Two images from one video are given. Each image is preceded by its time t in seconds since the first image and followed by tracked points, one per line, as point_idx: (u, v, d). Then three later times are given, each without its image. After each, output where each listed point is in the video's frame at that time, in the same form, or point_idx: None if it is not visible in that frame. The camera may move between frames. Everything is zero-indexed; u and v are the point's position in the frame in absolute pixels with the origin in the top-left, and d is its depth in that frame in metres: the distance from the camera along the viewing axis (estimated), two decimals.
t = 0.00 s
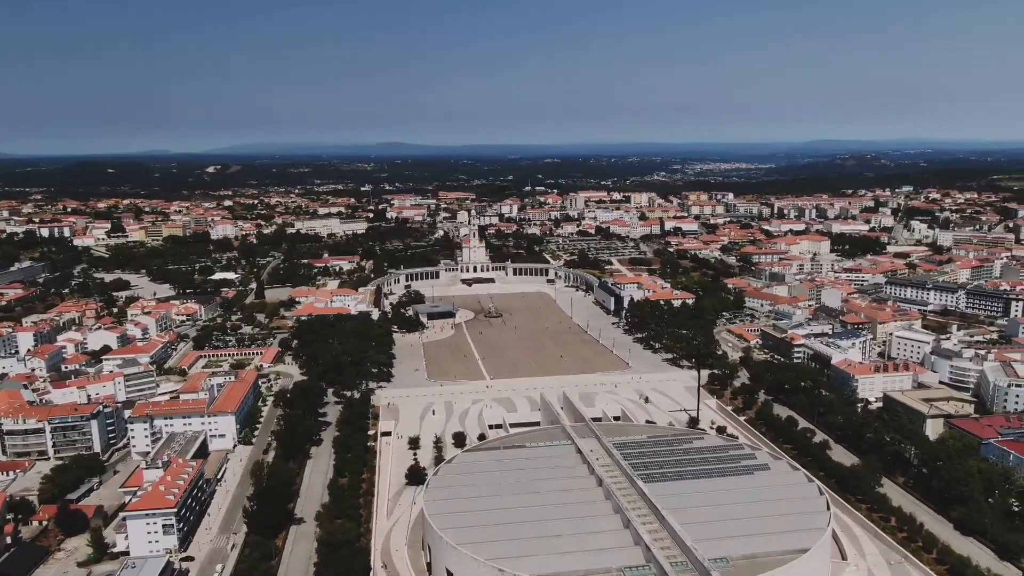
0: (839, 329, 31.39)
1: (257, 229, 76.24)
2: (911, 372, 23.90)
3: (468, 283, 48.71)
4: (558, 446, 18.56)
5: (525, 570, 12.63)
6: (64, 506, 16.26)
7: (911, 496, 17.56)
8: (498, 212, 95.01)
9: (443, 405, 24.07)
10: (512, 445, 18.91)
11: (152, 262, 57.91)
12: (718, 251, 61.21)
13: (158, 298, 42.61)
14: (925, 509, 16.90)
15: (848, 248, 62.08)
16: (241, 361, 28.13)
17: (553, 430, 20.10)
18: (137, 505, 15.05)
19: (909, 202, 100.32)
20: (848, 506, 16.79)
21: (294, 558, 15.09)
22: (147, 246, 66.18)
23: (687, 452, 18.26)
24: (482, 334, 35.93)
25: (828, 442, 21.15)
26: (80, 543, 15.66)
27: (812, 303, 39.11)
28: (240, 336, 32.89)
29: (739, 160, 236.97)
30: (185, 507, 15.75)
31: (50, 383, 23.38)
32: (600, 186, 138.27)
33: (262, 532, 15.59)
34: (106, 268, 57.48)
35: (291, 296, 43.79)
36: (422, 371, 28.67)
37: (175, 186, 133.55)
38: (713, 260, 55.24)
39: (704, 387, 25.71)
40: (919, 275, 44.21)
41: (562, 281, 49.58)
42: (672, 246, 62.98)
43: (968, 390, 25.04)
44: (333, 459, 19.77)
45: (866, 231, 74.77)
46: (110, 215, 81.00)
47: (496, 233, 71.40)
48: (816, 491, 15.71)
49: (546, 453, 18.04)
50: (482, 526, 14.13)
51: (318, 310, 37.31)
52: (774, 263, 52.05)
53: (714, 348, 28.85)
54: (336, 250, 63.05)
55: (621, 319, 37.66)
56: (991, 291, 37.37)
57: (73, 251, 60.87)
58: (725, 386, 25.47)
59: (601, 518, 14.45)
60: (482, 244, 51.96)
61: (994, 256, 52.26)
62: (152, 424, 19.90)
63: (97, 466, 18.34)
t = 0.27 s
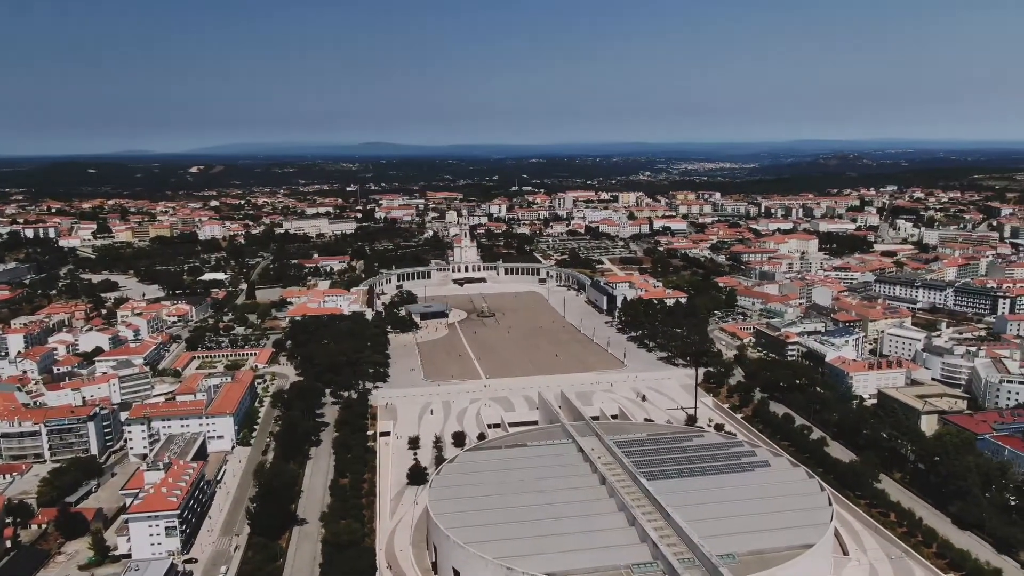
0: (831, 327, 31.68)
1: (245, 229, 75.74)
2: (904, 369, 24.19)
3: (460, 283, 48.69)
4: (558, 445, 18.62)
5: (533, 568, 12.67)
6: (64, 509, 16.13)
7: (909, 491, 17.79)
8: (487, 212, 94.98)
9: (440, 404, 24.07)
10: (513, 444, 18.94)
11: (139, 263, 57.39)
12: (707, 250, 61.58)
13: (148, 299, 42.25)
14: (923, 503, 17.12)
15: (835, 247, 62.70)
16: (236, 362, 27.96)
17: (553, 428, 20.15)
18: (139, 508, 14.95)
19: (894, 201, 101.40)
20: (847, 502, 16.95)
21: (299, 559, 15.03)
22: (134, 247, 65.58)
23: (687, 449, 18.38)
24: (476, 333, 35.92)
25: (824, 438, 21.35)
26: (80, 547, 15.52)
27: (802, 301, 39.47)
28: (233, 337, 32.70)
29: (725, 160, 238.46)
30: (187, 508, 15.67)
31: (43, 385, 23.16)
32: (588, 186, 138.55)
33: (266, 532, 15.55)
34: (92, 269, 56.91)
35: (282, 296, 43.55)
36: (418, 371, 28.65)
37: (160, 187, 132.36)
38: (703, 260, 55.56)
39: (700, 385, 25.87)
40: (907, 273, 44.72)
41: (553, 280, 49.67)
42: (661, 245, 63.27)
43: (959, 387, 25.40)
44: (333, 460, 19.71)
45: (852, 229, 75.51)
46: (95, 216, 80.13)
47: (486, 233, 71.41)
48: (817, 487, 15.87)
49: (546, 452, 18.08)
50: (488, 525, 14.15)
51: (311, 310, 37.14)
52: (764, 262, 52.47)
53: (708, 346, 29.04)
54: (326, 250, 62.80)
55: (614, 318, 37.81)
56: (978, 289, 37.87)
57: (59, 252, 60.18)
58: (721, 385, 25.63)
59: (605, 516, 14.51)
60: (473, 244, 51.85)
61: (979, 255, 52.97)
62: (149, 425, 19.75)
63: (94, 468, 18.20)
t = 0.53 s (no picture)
0: (823, 325, 31.99)
1: (233, 230, 75.27)
2: (897, 366, 24.46)
3: (452, 283, 48.65)
4: (558, 443, 18.67)
5: (539, 566, 12.71)
6: (63, 512, 15.99)
7: (906, 486, 18.01)
8: (476, 212, 94.99)
9: (438, 404, 24.07)
10: (513, 443, 18.97)
11: (127, 265, 56.90)
12: (697, 248, 61.92)
13: (138, 301, 41.93)
14: (920, 498, 17.35)
15: (823, 245, 63.25)
16: (230, 364, 27.81)
17: (553, 427, 20.19)
18: (141, 509, 14.86)
19: (880, 200, 102.38)
20: (846, 498, 17.13)
21: (302, 559, 15.01)
22: (121, 248, 65.03)
23: (687, 446, 18.50)
24: (469, 333, 35.92)
25: (820, 435, 21.54)
26: (81, 549, 15.41)
27: (793, 299, 39.82)
28: (226, 338, 32.52)
29: (711, 160, 239.76)
30: (188, 510, 15.59)
31: (37, 387, 22.95)
32: (576, 185, 138.83)
33: (268, 533, 15.51)
34: (79, 270, 56.35)
35: (274, 296, 43.35)
36: (414, 370, 28.63)
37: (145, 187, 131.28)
38: (694, 259, 55.88)
39: (696, 383, 26.03)
40: (895, 272, 45.20)
41: (545, 280, 49.76)
42: (652, 244, 63.53)
43: (951, 383, 25.73)
44: (332, 461, 19.67)
45: (839, 228, 76.21)
46: (81, 217, 79.32)
47: (476, 233, 71.38)
48: (817, 484, 16.03)
49: (547, 451, 18.13)
50: (492, 524, 14.17)
51: (304, 310, 36.99)
52: (753, 261, 52.83)
53: (703, 344, 29.21)
54: (315, 251, 62.56)
55: (608, 317, 37.94)
56: (966, 287, 38.39)
57: (45, 254, 59.52)
58: (717, 382, 25.80)
59: (609, 513, 14.58)
60: (465, 244, 51.83)
61: (965, 253, 53.69)
62: (146, 427, 19.62)
63: (92, 471, 18.07)
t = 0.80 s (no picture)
0: (814, 323, 32.28)
1: (220, 230, 74.70)
2: (889, 363, 24.77)
3: (442, 283, 48.59)
4: (558, 442, 18.71)
5: (547, 564, 12.74)
6: (62, 515, 15.86)
7: (902, 481, 18.26)
8: (464, 211, 94.89)
9: (435, 403, 24.06)
10: (513, 442, 19.01)
11: (113, 266, 56.34)
12: (686, 247, 62.25)
13: (126, 302, 41.46)
14: (917, 493, 17.59)
15: (810, 244, 63.78)
16: (223, 365, 27.63)
17: (552, 426, 20.25)
18: (142, 512, 14.76)
19: (864, 198, 103.42)
20: (844, 493, 17.32)
21: (306, 560, 14.98)
22: (106, 249, 64.34)
23: (686, 444, 18.62)
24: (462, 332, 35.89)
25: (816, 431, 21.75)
26: (81, 553, 15.28)
27: (783, 297, 40.16)
28: (218, 339, 32.31)
29: (695, 159, 241.06)
30: (190, 512, 15.50)
31: (29, 389, 22.72)
32: (563, 185, 139.06)
33: (271, 534, 15.48)
34: (65, 271, 55.71)
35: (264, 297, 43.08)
36: (409, 370, 28.59)
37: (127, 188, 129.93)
38: (683, 257, 56.16)
39: (691, 380, 26.18)
40: (882, 269, 45.70)
41: (535, 279, 49.83)
42: (641, 243, 63.76)
43: (941, 379, 26.10)
44: (331, 461, 19.61)
45: (825, 227, 76.89)
46: (64, 218, 78.42)
47: (465, 232, 71.31)
48: (816, 479, 16.20)
49: (547, 449, 18.16)
50: (497, 522, 14.19)
51: (296, 310, 36.78)
52: (742, 259, 53.18)
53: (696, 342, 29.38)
54: (304, 251, 62.23)
55: (600, 316, 38.06)
56: (953, 284, 38.90)
57: (29, 255, 58.80)
58: (711, 380, 25.97)
59: (613, 511, 14.64)
60: (455, 243, 51.78)
61: (950, 250, 54.36)
62: (143, 429, 19.48)
63: (89, 473, 17.93)
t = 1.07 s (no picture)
0: (807, 321, 32.58)
1: (208, 231, 74.19)
2: (883, 360, 25.03)
3: (435, 283, 48.54)
4: (560, 441, 18.76)
5: (555, 562, 12.78)
6: (63, 518, 15.73)
7: (900, 477, 18.48)
8: (453, 211, 94.82)
9: (433, 403, 24.04)
10: (514, 441, 19.04)
11: (101, 267, 55.81)
12: (676, 246, 62.55)
13: (116, 303, 41.11)
14: (915, 488, 17.82)
15: (798, 243, 64.26)
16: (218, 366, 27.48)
17: (552, 424, 20.31)
18: (146, 514, 14.67)
19: (850, 198, 104.35)
20: (843, 489, 17.50)
21: (311, 560, 14.94)
22: (93, 250, 63.74)
23: (686, 442, 18.73)
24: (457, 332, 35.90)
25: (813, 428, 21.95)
26: (83, 556, 15.16)
27: (774, 295, 40.46)
28: (212, 340, 32.12)
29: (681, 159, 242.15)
30: (193, 513, 15.42)
31: (24, 392, 22.50)
32: (551, 184, 139.24)
33: (275, 535, 15.45)
34: (51, 273, 55.13)
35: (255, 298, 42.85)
36: (405, 370, 28.56)
37: (112, 188, 128.71)
38: (673, 256, 56.42)
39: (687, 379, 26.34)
40: (871, 268, 46.15)
41: (528, 278, 49.89)
42: (631, 243, 64.01)
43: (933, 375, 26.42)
44: (332, 462, 19.56)
45: (813, 226, 77.51)
46: (49, 218, 77.58)
47: (456, 232, 71.27)
48: (817, 475, 16.37)
49: (549, 448, 18.21)
50: (503, 521, 14.21)
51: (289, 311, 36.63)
52: (732, 258, 53.52)
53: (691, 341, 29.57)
54: (294, 251, 61.95)
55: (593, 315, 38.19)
56: (941, 282, 39.38)
57: (15, 256, 58.16)
58: (708, 378, 26.14)
59: (619, 508, 14.71)
60: (447, 243, 51.75)
61: (936, 249, 55.01)
62: (141, 431, 19.35)
63: (89, 476, 17.79)
